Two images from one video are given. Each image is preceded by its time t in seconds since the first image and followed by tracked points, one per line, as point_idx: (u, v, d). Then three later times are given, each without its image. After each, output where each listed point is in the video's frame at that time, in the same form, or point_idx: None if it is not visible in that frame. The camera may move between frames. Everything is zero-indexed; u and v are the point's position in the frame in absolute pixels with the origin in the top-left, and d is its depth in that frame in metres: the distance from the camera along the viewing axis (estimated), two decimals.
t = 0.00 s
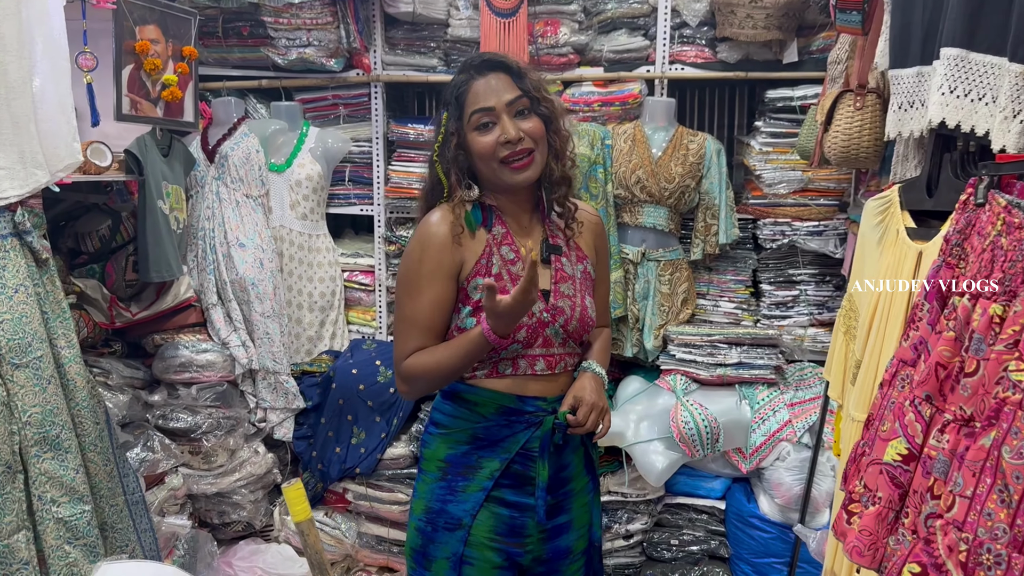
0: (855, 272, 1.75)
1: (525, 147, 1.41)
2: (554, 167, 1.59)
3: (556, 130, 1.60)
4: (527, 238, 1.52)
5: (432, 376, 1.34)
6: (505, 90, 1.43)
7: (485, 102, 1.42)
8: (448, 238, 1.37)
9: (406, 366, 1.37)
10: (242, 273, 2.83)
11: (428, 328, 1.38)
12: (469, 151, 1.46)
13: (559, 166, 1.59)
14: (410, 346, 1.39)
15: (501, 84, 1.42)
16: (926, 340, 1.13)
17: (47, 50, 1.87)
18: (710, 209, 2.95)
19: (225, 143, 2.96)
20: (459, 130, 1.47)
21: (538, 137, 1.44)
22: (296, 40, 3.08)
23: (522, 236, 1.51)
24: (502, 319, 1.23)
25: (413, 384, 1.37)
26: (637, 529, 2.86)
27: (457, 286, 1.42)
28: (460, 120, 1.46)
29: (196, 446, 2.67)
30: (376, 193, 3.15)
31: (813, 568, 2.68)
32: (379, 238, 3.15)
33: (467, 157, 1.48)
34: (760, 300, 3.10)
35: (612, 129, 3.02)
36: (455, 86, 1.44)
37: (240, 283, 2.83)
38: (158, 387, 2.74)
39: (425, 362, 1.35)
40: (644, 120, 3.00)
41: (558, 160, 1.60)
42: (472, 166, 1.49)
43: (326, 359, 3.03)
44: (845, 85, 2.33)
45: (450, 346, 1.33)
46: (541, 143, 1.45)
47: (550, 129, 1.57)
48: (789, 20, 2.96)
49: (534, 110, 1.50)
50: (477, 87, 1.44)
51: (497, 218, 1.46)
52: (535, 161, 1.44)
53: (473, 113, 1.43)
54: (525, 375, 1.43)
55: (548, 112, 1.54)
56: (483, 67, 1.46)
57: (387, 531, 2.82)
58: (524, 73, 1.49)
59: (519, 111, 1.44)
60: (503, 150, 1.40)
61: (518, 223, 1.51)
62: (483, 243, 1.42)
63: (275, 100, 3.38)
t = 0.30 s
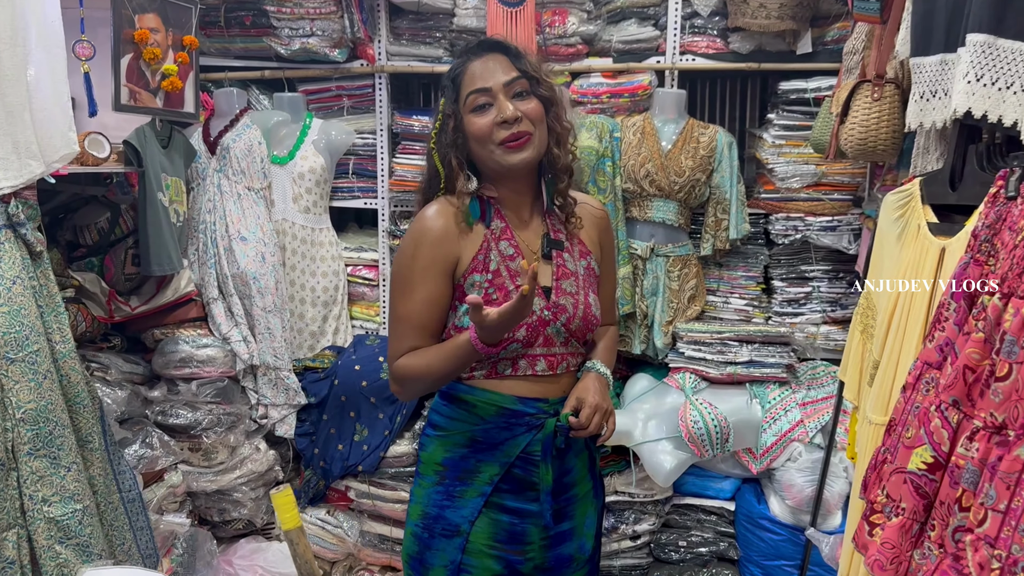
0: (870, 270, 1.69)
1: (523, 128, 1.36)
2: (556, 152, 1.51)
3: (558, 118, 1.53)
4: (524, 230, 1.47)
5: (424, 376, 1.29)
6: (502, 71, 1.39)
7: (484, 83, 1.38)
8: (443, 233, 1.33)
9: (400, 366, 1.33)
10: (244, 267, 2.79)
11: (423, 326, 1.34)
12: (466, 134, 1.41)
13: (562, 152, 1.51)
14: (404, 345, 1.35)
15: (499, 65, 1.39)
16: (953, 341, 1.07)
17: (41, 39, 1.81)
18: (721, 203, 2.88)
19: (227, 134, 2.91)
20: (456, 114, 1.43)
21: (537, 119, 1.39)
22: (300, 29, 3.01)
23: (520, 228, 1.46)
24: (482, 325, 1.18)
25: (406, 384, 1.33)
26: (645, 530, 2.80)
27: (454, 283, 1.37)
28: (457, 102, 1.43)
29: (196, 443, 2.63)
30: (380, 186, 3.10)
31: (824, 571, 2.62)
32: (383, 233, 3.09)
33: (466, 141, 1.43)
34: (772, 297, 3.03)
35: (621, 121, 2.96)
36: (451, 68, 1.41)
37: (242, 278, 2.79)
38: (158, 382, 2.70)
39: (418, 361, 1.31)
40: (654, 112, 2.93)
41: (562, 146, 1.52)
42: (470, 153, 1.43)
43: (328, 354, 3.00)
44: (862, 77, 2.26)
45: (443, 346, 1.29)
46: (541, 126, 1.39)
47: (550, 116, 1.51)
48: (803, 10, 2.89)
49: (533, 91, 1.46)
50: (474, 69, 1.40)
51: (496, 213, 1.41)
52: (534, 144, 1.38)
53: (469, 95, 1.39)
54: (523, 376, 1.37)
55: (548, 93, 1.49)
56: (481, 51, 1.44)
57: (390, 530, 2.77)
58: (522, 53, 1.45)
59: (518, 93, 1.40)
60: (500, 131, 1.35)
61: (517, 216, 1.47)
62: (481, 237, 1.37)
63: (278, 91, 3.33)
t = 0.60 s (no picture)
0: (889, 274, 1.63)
1: (518, 117, 1.31)
2: (554, 146, 1.47)
3: (557, 110, 1.49)
4: (519, 227, 1.40)
5: (413, 383, 1.25)
6: (497, 61, 1.36)
7: (478, 72, 1.34)
8: (435, 233, 1.28)
9: (389, 372, 1.28)
10: (246, 265, 2.74)
11: (413, 330, 1.29)
12: (459, 125, 1.37)
13: (558, 146, 1.47)
14: (394, 350, 1.30)
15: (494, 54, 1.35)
16: (982, 351, 1.00)
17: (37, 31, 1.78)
18: (733, 202, 2.82)
19: (230, 130, 2.85)
20: (450, 105, 1.39)
21: (534, 108, 1.33)
22: (304, 23, 2.96)
23: (516, 225, 1.40)
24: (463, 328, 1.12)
25: (396, 391, 1.28)
26: (653, 536, 2.75)
27: (446, 285, 1.32)
28: (450, 93, 1.39)
29: (196, 444, 2.60)
30: (385, 183, 3.07)
31: None
32: (387, 230, 3.07)
33: (456, 134, 1.39)
34: (784, 298, 2.96)
35: (631, 118, 2.90)
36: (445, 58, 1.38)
37: (244, 276, 2.74)
38: (159, 382, 2.66)
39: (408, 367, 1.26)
40: (664, 109, 2.87)
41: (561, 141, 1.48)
42: (464, 146, 1.39)
43: (332, 354, 2.94)
44: (878, 73, 2.19)
45: (434, 353, 1.24)
46: (538, 117, 1.34)
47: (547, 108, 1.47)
48: (818, 4, 2.82)
49: (532, 80, 1.43)
50: (469, 59, 1.37)
51: (492, 213, 1.35)
52: (531, 134, 1.33)
53: (463, 84, 1.35)
54: (520, 384, 1.33)
55: (545, 83, 1.45)
56: (475, 39, 1.40)
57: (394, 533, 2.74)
58: (519, 41, 1.42)
59: (514, 83, 1.36)
60: (495, 120, 1.30)
61: (513, 213, 1.41)
62: (475, 237, 1.32)
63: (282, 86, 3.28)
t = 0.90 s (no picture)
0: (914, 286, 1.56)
1: (519, 117, 1.27)
2: (557, 151, 1.42)
3: (561, 113, 1.45)
4: (519, 233, 1.36)
5: (404, 395, 1.20)
6: (499, 60, 1.32)
7: (477, 71, 1.30)
8: (431, 238, 1.25)
9: (380, 384, 1.24)
10: (253, 269, 2.71)
11: (406, 340, 1.25)
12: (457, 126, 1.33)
13: (562, 150, 1.43)
14: (386, 360, 1.25)
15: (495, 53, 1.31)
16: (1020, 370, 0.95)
17: (39, 31, 1.75)
18: (748, 206, 2.76)
19: (238, 132, 2.83)
20: (448, 105, 1.36)
21: (536, 110, 1.29)
22: (313, 24, 2.93)
23: (515, 232, 1.36)
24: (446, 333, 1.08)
25: (386, 404, 1.23)
26: (665, 547, 2.71)
27: (442, 294, 1.28)
28: (448, 93, 1.36)
29: (201, 450, 2.59)
30: (394, 186, 3.03)
31: None
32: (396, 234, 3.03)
33: (453, 136, 1.36)
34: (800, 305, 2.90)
35: (644, 120, 2.85)
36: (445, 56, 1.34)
37: (251, 279, 2.71)
38: (164, 387, 2.64)
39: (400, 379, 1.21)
40: (678, 111, 2.82)
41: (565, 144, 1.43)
42: (462, 149, 1.35)
43: (339, 359, 2.90)
44: (899, 75, 2.13)
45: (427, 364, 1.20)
46: (540, 118, 1.30)
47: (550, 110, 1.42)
48: (836, 5, 2.76)
49: (535, 81, 1.38)
50: (470, 58, 1.33)
51: (490, 219, 1.31)
52: (532, 135, 1.28)
53: (462, 83, 1.31)
54: (517, 401, 1.29)
55: (551, 85, 1.42)
56: (477, 38, 1.36)
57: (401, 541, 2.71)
58: (522, 40, 1.38)
59: (515, 83, 1.32)
60: (494, 121, 1.26)
61: (514, 220, 1.37)
62: (473, 244, 1.28)
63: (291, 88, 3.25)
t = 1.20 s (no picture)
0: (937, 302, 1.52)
1: (520, 131, 1.24)
2: (562, 163, 1.37)
3: (566, 124, 1.41)
4: (519, 248, 1.33)
5: (391, 415, 1.18)
6: (503, 69, 1.28)
7: (479, 80, 1.27)
8: (425, 250, 1.21)
9: (363, 396, 1.20)
10: (263, 276, 2.70)
11: (392, 352, 1.22)
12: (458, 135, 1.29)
13: (566, 164, 1.38)
14: (370, 370, 1.22)
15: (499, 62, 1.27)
16: None
17: (49, 39, 1.75)
18: (762, 215, 2.73)
19: (248, 139, 2.82)
20: (449, 114, 1.32)
21: (539, 122, 1.26)
22: (324, 31, 2.92)
23: (515, 247, 1.33)
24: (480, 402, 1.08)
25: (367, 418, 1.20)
26: (677, 561, 2.66)
27: (434, 307, 1.24)
28: (450, 100, 1.32)
29: (209, 459, 2.57)
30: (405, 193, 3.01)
31: None
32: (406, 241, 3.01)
33: (452, 145, 1.32)
34: (814, 314, 2.86)
35: (657, 127, 2.82)
36: (447, 63, 1.30)
37: (261, 287, 2.70)
38: (172, 395, 2.61)
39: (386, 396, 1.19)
40: (691, 119, 2.79)
41: (569, 156, 1.39)
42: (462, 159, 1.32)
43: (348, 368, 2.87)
44: (919, 83, 2.09)
45: (427, 389, 1.16)
46: (543, 131, 1.27)
47: (554, 122, 1.38)
48: (852, 12, 2.73)
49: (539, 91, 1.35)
50: (473, 65, 1.29)
51: (489, 231, 1.28)
52: (534, 148, 1.25)
53: (464, 92, 1.27)
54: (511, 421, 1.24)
55: (556, 95, 1.37)
56: (480, 44, 1.32)
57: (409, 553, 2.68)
58: (527, 47, 1.33)
59: (519, 93, 1.28)
60: (494, 132, 1.23)
61: (514, 234, 1.34)
62: (469, 257, 1.25)
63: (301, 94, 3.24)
